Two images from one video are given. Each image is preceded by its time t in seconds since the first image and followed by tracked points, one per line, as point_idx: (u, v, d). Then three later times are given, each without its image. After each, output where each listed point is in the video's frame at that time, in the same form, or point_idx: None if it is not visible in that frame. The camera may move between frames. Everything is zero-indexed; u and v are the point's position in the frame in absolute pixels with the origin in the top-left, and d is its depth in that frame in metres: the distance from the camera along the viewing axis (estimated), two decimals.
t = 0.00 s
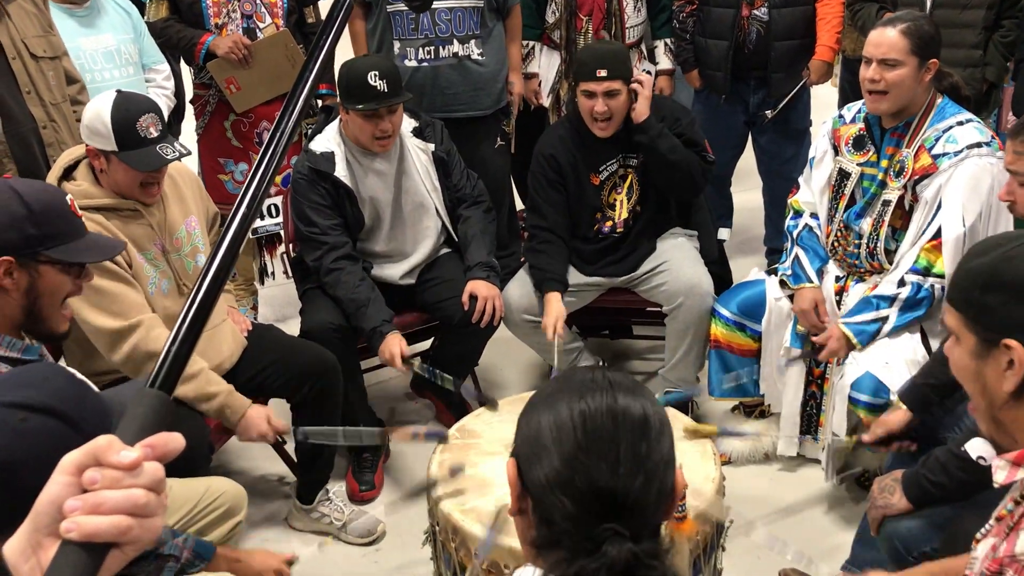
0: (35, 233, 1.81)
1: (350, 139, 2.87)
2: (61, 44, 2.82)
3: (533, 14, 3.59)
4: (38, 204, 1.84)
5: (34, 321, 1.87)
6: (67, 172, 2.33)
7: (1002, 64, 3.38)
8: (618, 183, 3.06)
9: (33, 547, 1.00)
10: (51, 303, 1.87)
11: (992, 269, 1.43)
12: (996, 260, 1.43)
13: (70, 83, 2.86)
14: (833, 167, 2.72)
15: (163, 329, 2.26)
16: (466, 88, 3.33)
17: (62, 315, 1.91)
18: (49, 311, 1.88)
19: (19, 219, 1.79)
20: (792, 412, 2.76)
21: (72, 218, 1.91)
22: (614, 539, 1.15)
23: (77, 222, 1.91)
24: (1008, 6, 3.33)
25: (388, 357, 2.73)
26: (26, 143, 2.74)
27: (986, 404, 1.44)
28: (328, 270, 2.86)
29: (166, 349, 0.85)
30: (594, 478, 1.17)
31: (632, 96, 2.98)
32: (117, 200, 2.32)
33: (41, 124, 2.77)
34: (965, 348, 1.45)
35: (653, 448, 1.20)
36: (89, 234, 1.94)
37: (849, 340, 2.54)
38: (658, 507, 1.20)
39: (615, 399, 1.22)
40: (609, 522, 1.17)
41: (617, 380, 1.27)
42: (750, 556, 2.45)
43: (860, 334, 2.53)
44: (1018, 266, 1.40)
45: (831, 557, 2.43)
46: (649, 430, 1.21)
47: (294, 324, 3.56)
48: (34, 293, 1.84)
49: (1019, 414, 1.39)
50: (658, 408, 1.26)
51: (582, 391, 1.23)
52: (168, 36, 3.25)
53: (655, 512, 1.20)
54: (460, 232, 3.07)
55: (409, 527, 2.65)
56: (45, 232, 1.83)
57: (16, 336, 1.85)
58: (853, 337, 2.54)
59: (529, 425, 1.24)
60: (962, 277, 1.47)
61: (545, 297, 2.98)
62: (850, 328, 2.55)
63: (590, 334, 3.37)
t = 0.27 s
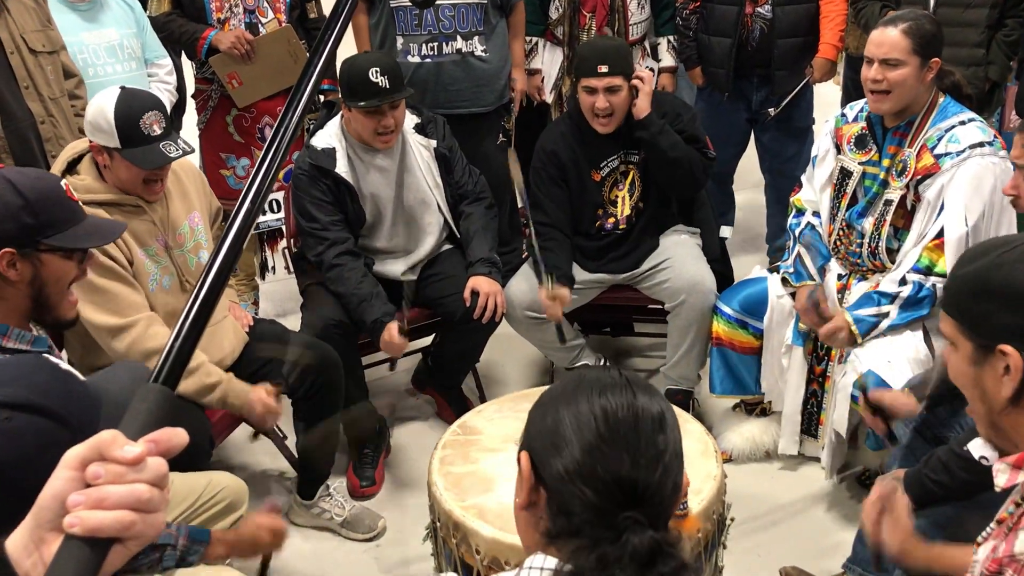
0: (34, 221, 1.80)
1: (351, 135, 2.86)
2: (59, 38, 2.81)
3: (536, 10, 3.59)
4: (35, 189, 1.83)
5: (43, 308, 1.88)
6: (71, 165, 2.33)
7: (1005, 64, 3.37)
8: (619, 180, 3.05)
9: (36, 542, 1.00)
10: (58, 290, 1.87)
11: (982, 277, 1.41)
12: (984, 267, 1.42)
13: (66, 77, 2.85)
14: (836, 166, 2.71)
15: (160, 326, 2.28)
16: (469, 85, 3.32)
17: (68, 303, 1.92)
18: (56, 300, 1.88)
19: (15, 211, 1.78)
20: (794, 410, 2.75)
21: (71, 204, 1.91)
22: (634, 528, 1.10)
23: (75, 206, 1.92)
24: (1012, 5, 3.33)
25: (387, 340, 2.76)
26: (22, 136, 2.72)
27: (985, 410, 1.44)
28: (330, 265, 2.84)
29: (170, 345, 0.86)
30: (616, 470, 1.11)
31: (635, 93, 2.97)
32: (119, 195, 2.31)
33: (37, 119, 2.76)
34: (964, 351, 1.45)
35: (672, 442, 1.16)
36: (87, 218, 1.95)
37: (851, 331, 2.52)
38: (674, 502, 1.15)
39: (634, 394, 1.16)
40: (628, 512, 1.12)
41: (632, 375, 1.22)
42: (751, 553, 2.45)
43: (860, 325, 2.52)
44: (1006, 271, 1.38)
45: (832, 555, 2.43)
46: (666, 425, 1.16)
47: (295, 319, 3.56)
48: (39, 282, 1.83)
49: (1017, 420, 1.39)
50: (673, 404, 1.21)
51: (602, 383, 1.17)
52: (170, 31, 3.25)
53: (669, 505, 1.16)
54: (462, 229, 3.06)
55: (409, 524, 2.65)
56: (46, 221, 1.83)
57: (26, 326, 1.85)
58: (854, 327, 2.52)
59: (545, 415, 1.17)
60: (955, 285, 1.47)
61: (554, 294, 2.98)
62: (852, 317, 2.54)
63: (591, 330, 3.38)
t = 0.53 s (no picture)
0: (35, 217, 1.80)
1: (351, 133, 2.86)
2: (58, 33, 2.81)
3: (537, 7, 3.58)
4: (38, 185, 1.83)
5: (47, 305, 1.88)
6: (73, 160, 2.33)
7: (1005, 64, 3.37)
8: (619, 178, 3.05)
9: (38, 539, 1.01)
10: (59, 287, 1.87)
11: (972, 286, 1.42)
12: (974, 276, 1.43)
13: (65, 73, 2.84)
14: (837, 165, 2.71)
15: (156, 323, 2.28)
16: (469, 82, 3.31)
17: (70, 299, 1.92)
18: (58, 297, 1.88)
19: (17, 206, 1.78)
20: (794, 409, 2.75)
21: (73, 200, 1.90)
22: (654, 523, 1.10)
23: (78, 202, 1.90)
24: (1013, 5, 3.32)
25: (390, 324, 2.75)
26: (22, 132, 2.72)
27: (983, 415, 1.44)
28: (329, 263, 2.85)
29: (172, 344, 0.85)
30: (635, 465, 1.12)
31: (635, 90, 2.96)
32: (121, 192, 2.31)
33: (37, 115, 2.76)
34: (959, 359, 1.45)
35: (684, 440, 1.17)
36: (91, 213, 1.94)
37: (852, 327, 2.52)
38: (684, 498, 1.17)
39: (649, 391, 1.17)
40: (645, 507, 1.12)
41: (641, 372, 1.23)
42: (749, 552, 2.46)
43: (860, 321, 2.52)
44: (999, 277, 1.39)
45: (830, 553, 2.44)
46: (679, 423, 1.18)
47: (295, 315, 3.56)
48: (41, 277, 1.83)
49: (1016, 423, 1.38)
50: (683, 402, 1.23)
51: (617, 379, 1.18)
52: (171, 27, 3.24)
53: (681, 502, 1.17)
54: (462, 226, 3.06)
55: (408, 521, 2.65)
56: (48, 217, 1.82)
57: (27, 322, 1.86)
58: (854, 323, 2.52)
59: (561, 410, 1.17)
60: (948, 292, 1.47)
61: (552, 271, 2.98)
62: (854, 312, 2.53)
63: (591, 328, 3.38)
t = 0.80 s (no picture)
0: (24, 212, 1.79)
1: (350, 131, 2.86)
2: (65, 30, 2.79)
3: (537, 5, 3.59)
4: (31, 179, 1.83)
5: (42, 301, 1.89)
6: (71, 157, 2.32)
7: (1003, 62, 3.37)
8: (617, 176, 3.05)
9: (39, 536, 1.01)
10: (53, 283, 1.87)
11: (984, 272, 1.42)
12: (988, 264, 1.43)
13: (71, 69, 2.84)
14: (836, 163, 2.71)
15: (156, 320, 2.28)
16: (468, 80, 3.31)
17: (62, 295, 1.92)
18: (50, 292, 1.88)
19: (6, 202, 1.77)
20: (792, 407, 2.75)
21: (63, 195, 1.89)
22: (614, 525, 1.13)
23: (70, 197, 1.91)
24: (1011, 4, 3.33)
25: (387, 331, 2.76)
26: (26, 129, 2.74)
27: (987, 404, 1.44)
28: (328, 260, 2.85)
29: (172, 338, 0.86)
30: (594, 468, 1.14)
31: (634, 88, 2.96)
32: (118, 187, 2.30)
33: (42, 111, 2.76)
34: (967, 344, 1.45)
35: (652, 436, 1.17)
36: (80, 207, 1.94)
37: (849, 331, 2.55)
38: (658, 494, 1.17)
39: (610, 390, 1.18)
40: (610, 507, 1.15)
41: (615, 369, 1.24)
42: (748, 549, 2.46)
43: (858, 323, 2.54)
44: (1011, 265, 1.38)
45: (830, 551, 2.44)
46: (646, 418, 1.17)
47: (293, 313, 3.56)
48: (33, 275, 1.83)
49: (1021, 413, 1.38)
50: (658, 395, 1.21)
51: (580, 381, 1.20)
52: (169, 25, 3.24)
53: (656, 498, 1.18)
54: (460, 224, 3.06)
55: (407, 519, 2.65)
56: (41, 211, 1.82)
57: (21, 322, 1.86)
58: (851, 326, 2.55)
59: (527, 418, 1.21)
60: (960, 279, 1.47)
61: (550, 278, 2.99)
62: (849, 314, 2.56)
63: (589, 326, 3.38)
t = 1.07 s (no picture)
0: (11, 214, 1.79)
1: (346, 130, 2.86)
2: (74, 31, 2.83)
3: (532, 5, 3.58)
4: (15, 179, 1.85)
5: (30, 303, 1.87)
6: (66, 160, 2.32)
7: (998, 60, 3.39)
8: (614, 175, 3.06)
9: (35, 537, 1.01)
10: (41, 284, 1.87)
11: (988, 265, 1.40)
12: (988, 258, 1.41)
13: (81, 70, 2.86)
14: (831, 162, 2.72)
15: (162, 319, 2.27)
16: (464, 80, 3.32)
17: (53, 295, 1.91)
18: (39, 293, 1.87)
19: None
20: (789, 404, 2.77)
21: (48, 195, 1.91)
22: (597, 528, 1.16)
23: (55, 197, 1.92)
24: (1005, 2, 3.34)
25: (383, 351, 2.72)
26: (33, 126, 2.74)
27: (986, 398, 1.42)
28: (325, 260, 2.85)
29: (170, 340, 0.86)
30: (576, 471, 1.18)
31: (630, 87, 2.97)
32: (117, 189, 2.31)
33: (49, 111, 2.76)
34: (966, 340, 1.43)
35: (633, 438, 1.19)
36: (68, 209, 1.95)
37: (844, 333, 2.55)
38: (643, 494, 1.19)
39: (592, 392, 1.21)
40: (594, 509, 1.18)
41: (600, 370, 1.27)
42: (746, 548, 2.47)
43: (855, 327, 2.54)
44: (1012, 260, 1.37)
45: (827, 548, 2.45)
46: (629, 419, 1.20)
47: (290, 314, 3.56)
48: (21, 277, 1.83)
49: (1018, 408, 1.37)
50: (642, 396, 1.24)
51: (562, 384, 1.23)
52: (165, 26, 3.24)
53: (641, 498, 1.20)
54: (457, 224, 3.07)
55: (405, 519, 2.66)
56: (29, 211, 1.83)
57: (15, 324, 1.87)
58: (848, 330, 2.54)
59: (514, 423, 1.25)
60: (961, 272, 1.46)
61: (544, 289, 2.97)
62: (846, 320, 2.56)
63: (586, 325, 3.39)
